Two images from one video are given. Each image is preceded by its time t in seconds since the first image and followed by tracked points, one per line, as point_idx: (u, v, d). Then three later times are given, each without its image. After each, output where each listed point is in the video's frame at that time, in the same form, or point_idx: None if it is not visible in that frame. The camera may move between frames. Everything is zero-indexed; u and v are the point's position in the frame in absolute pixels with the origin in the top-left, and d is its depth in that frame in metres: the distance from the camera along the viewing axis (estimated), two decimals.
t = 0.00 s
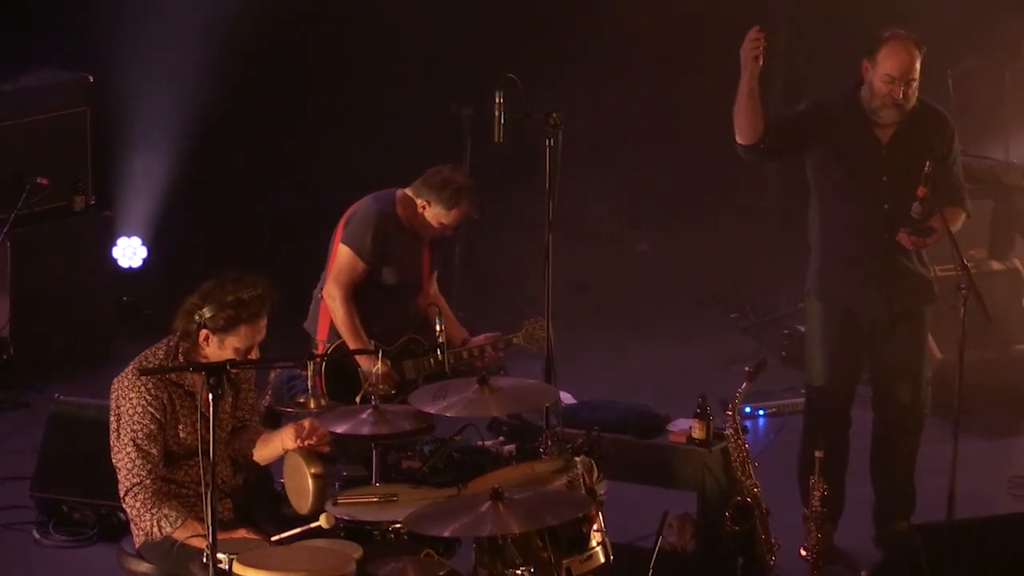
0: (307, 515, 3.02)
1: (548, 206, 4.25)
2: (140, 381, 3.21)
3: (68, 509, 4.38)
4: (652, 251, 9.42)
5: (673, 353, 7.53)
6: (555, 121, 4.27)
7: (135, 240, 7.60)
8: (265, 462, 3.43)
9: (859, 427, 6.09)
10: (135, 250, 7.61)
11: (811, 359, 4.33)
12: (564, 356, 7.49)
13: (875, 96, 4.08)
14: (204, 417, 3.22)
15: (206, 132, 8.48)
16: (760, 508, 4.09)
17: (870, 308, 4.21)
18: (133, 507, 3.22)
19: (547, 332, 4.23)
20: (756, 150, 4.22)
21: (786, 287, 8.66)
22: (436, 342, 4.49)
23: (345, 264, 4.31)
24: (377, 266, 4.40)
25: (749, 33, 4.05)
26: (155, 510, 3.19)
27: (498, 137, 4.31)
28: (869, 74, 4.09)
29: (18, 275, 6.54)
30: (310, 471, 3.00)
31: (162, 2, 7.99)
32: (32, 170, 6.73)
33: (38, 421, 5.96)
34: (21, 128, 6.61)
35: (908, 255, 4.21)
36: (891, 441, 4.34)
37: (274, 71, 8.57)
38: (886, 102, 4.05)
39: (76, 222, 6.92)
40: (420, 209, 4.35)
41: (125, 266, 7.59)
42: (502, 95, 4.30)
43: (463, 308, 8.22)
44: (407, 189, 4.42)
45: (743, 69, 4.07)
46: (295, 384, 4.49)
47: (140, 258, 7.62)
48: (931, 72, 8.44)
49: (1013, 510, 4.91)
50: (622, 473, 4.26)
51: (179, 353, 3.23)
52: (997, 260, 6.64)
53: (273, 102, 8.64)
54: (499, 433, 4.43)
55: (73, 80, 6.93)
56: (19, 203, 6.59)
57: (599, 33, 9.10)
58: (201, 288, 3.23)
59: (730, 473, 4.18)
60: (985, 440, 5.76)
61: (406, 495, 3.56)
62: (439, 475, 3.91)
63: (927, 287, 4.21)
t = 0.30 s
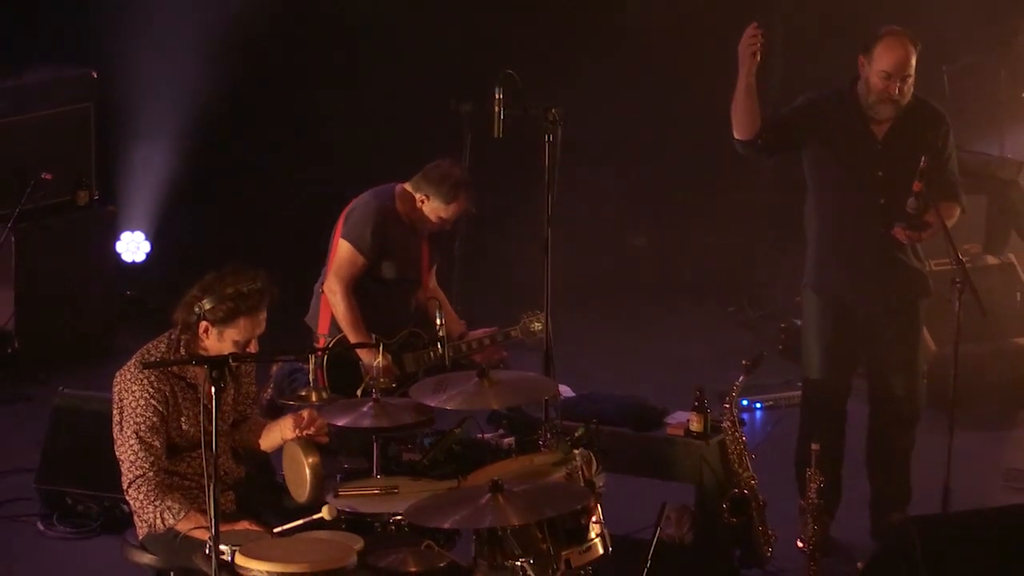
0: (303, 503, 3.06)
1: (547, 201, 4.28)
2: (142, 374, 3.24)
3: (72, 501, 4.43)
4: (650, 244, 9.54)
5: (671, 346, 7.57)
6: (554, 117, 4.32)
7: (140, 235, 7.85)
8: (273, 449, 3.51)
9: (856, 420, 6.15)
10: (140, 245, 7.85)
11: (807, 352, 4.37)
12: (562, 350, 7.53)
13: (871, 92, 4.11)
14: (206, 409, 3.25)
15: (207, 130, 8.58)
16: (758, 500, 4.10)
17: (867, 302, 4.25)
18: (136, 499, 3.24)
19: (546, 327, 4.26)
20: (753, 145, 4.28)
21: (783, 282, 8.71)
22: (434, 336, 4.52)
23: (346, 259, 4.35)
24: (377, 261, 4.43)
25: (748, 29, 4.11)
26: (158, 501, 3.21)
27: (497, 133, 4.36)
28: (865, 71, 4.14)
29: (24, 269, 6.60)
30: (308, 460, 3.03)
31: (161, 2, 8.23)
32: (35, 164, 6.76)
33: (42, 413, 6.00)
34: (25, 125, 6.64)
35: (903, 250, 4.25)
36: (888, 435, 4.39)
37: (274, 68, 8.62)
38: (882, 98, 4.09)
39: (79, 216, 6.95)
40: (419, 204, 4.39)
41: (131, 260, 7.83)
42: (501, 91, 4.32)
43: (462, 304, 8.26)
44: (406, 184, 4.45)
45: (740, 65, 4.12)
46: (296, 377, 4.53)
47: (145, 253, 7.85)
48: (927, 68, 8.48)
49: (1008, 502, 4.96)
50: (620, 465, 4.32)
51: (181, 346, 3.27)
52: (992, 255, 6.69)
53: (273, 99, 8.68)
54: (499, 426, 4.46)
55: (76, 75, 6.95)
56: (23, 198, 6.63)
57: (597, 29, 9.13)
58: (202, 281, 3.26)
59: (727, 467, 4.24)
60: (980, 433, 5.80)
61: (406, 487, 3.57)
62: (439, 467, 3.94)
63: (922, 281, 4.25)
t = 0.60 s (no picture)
0: (303, 495, 3.10)
1: (544, 197, 4.31)
2: (142, 368, 3.27)
3: (73, 495, 4.46)
4: (645, 240, 9.58)
5: (667, 342, 7.61)
6: (552, 115, 4.35)
7: (139, 233, 7.93)
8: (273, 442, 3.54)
9: (851, 415, 6.18)
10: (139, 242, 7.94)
11: (801, 348, 4.41)
12: (560, 345, 7.56)
13: (865, 89, 4.15)
14: (207, 404, 3.29)
15: (208, 130, 8.58)
16: (753, 494, 4.17)
17: (860, 299, 4.29)
18: (137, 494, 3.26)
19: (542, 323, 4.30)
20: (748, 142, 4.32)
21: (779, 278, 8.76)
22: (432, 332, 4.55)
23: (345, 256, 4.38)
24: (376, 258, 4.47)
25: (743, 27, 4.15)
26: (158, 495, 3.23)
27: (494, 130, 4.38)
28: (859, 69, 4.17)
29: (28, 265, 6.63)
30: (308, 452, 3.07)
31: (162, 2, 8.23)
32: (37, 163, 6.79)
33: (44, 408, 6.04)
34: (28, 123, 6.67)
35: (897, 246, 4.29)
36: (882, 429, 4.43)
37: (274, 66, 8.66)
38: (877, 95, 4.13)
39: (80, 214, 6.98)
40: (417, 201, 4.42)
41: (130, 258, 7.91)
42: (498, 89, 4.35)
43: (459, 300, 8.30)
44: (404, 182, 4.49)
45: (735, 63, 4.16)
46: (296, 373, 4.57)
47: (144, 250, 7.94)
48: (922, 65, 8.53)
49: (1000, 496, 5.01)
50: (616, 460, 4.35)
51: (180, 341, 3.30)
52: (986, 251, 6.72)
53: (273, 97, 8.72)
54: (496, 421, 4.50)
55: (77, 74, 6.98)
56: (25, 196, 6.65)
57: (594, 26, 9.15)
58: (200, 275, 3.29)
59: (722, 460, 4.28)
60: (973, 428, 5.85)
61: (405, 481, 3.61)
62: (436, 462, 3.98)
63: (914, 278, 4.29)
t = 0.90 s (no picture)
0: (299, 487, 3.14)
1: (539, 196, 4.33)
2: (140, 364, 3.29)
3: (72, 491, 4.50)
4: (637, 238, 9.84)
5: (661, 338, 7.67)
6: (546, 113, 4.40)
7: (136, 230, 7.95)
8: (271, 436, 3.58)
9: (843, 411, 6.24)
10: (136, 239, 7.96)
11: (793, 345, 4.46)
12: (555, 342, 7.62)
13: (856, 88, 4.19)
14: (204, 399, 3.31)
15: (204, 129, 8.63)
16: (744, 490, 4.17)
17: (851, 295, 4.33)
18: (135, 489, 3.28)
19: (537, 319, 4.35)
20: (741, 142, 4.35)
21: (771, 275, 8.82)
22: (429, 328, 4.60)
23: (343, 253, 4.41)
24: (374, 254, 4.50)
25: (735, 26, 4.19)
26: (156, 491, 3.25)
27: (489, 129, 4.40)
28: (850, 67, 4.22)
29: (27, 264, 6.65)
30: (304, 446, 3.10)
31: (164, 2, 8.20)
32: (38, 161, 6.82)
33: (43, 405, 6.08)
34: (29, 122, 6.70)
35: (888, 244, 4.33)
36: (873, 424, 4.48)
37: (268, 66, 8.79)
38: (867, 94, 4.17)
39: (78, 213, 7.01)
40: (416, 198, 4.46)
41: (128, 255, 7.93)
42: (493, 87, 4.38)
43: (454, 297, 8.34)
44: (402, 180, 4.53)
45: (728, 63, 4.19)
46: (292, 368, 4.60)
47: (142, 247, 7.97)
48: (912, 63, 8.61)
49: (988, 490, 5.07)
50: (610, 456, 4.39)
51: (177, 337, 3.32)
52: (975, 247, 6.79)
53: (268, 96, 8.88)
54: (491, 417, 4.54)
55: (76, 72, 7.01)
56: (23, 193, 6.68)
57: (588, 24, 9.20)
58: (196, 272, 3.31)
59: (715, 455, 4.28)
60: (962, 422, 5.91)
61: (401, 476, 3.65)
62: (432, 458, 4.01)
63: (906, 275, 4.33)
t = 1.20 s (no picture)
0: (296, 484, 3.17)
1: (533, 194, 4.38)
2: (137, 363, 3.31)
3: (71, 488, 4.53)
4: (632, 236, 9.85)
5: (654, 336, 7.71)
6: (540, 114, 4.46)
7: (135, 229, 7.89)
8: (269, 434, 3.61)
9: (835, 409, 6.29)
10: (134, 239, 7.89)
11: (785, 344, 4.50)
12: (549, 340, 7.65)
13: (847, 89, 4.24)
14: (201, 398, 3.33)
15: (202, 128, 8.76)
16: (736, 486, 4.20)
17: (843, 294, 4.37)
18: (133, 487, 3.31)
19: (532, 317, 4.38)
20: (733, 141, 4.40)
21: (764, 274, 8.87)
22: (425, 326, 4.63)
23: (340, 253, 4.44)
24: (370, 254, 4.53)
25: (728, 28, 4.22)
26: (154, 489, 3.27)
27: (484, 129, 4.45)
28: (841, 68, 4.26)
29: (26, 263, 6.70)
30: (300, 443, 3.13)
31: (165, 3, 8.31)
32: (37, 161, 6.84)
33: (41, 403, 6.11)
34: (28, 123, 6.71)
35: (880, 243, 4.36)
36: (865, 422, 4.52)
37: (263, 65, 8.90)
38: (858, 94, 4.21)
39: (75, 212, 7.04)
40: (411, 197, 4.50)
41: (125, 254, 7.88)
42: (488, 87, 4.43)
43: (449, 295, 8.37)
44: (397, 179, 4.56)
45: (720, 63, 4.23)
46: (290, 366, 4.64)
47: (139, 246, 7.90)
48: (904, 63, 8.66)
49: (979, 487, 5.11)
50: (604, 454, 4.43)
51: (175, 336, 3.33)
52: (966, 246, 6.84)
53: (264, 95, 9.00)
54: (486, 415, 4.59)
55: (75, 73, 7.02)
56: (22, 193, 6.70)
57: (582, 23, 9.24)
58: (193, 272, 3.29)
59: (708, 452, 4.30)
60: (953, 420, 5.96)
61: (396, 474, 3.68)
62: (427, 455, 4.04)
63: (898, 274, 4.36)
